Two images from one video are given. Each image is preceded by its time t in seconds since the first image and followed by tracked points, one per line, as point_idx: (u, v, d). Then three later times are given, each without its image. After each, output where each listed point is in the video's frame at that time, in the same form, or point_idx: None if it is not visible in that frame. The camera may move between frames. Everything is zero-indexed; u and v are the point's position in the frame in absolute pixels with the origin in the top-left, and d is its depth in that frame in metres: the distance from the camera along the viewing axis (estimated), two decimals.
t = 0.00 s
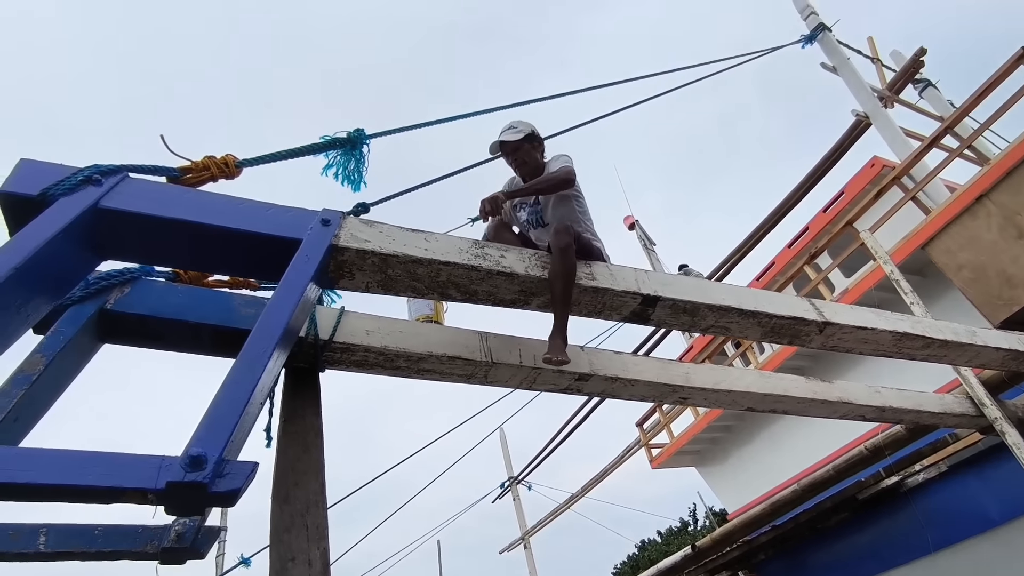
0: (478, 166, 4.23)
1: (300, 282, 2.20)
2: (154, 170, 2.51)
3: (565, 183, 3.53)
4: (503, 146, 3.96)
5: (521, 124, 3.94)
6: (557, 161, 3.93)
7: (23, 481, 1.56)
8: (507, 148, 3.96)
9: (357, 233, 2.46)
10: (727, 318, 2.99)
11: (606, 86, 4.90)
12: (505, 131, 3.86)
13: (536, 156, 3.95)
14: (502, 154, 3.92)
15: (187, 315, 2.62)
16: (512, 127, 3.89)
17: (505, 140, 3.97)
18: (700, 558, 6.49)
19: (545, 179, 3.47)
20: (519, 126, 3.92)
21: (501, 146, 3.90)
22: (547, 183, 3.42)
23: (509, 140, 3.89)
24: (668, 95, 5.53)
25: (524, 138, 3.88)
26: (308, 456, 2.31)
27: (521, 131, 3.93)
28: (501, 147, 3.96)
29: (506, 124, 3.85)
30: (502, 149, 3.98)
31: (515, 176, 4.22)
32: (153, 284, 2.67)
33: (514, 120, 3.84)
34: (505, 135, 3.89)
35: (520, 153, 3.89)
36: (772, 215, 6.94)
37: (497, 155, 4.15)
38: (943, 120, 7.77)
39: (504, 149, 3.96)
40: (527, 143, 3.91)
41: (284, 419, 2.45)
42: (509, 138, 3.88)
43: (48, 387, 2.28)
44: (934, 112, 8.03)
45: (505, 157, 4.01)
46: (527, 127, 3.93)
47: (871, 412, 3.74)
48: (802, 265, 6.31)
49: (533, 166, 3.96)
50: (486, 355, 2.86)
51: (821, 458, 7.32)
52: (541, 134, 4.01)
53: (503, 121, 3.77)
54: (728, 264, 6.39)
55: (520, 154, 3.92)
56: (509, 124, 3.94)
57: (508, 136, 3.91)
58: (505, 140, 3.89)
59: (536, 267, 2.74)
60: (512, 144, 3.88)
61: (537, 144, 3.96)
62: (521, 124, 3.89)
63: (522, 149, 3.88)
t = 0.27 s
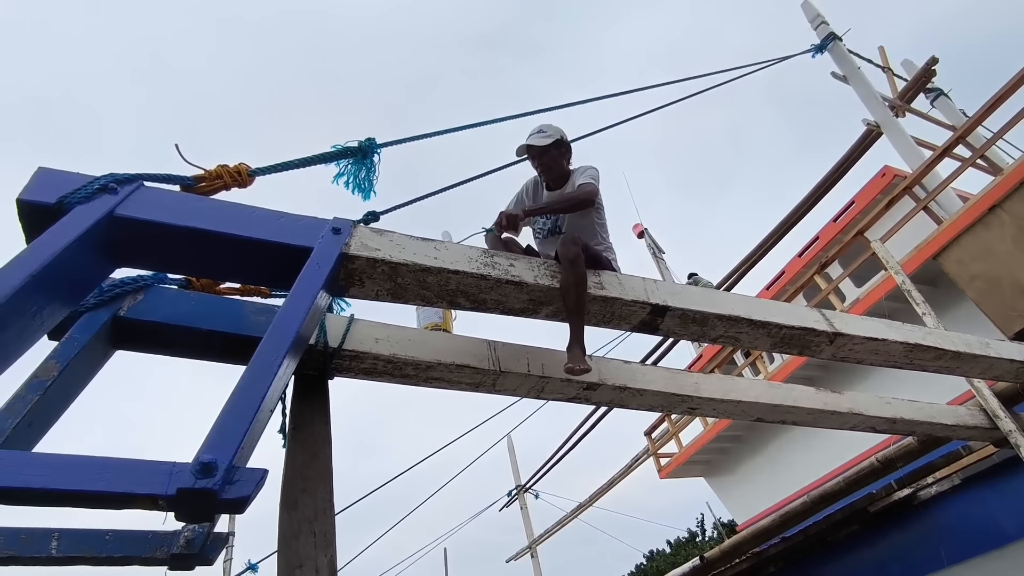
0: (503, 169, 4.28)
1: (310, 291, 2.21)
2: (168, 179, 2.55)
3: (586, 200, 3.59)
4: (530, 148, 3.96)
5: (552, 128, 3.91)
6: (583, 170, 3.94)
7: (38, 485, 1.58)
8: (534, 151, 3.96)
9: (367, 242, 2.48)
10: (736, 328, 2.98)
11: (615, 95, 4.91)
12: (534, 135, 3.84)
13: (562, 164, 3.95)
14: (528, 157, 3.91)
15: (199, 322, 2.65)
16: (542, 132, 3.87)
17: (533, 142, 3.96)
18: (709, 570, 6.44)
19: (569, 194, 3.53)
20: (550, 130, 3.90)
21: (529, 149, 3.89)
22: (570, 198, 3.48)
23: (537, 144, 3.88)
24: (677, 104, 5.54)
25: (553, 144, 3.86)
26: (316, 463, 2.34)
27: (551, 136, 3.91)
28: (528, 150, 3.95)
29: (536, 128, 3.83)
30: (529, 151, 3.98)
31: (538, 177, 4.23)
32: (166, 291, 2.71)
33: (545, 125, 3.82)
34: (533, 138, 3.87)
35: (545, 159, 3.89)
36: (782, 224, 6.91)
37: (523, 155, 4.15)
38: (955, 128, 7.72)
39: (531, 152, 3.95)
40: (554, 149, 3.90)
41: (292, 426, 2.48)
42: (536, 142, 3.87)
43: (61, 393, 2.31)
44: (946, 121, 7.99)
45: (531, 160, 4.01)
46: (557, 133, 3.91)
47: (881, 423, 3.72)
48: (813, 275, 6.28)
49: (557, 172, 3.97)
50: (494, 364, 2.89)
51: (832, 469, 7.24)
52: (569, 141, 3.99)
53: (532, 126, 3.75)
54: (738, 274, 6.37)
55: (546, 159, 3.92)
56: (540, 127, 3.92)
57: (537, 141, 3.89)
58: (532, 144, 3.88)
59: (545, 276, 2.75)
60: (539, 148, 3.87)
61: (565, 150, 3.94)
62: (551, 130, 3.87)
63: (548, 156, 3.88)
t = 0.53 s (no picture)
0: (516, 176, 4.31)
1: (320, 297, 2.23)
2: (183, 185, 2.58)
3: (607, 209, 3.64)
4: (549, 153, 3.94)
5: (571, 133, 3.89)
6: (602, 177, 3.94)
7: (51, 486, 1.60)
8: (552, 157, 3.95)
9: (377, 249, 2.51)
10: (745, 337, 2.98)
11: (625, 104, 4.93)
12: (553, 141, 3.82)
13: (580, 171, 3.95)
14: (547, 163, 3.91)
15: (210, 327, 2.67)
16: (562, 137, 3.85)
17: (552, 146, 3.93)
18: None
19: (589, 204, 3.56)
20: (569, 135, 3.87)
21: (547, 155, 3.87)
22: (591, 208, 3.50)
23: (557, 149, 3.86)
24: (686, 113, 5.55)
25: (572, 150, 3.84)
26: (323, 468, 2.38)
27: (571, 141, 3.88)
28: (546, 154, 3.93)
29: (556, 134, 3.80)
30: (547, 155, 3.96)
31: (553, 181, 4.22)
32: (178, 296, 2.74)
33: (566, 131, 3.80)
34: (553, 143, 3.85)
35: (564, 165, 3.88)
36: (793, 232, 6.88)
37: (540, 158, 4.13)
38: (968, 139, 7.68)
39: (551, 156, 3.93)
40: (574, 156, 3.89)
41: (301, 430, 2.52)
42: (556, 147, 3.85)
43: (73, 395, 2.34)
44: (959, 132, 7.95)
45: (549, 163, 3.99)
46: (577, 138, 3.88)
47: (891, 435, 3.69)
48: (822, 285, 6.25)
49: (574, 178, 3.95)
50: (502, 371, 2.90)
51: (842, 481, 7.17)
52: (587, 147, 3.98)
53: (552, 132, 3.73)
54: (747, 283, 6.34)
55: (565, 165, 3.91)
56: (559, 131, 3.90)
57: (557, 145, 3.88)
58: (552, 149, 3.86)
59: (554, 284, 2.76)
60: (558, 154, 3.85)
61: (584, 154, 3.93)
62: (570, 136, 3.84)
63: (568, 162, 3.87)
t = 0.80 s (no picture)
0: (524, 182, 4.31)
1: (327, 300, 2.24)
2: (194, 187, 2.60)
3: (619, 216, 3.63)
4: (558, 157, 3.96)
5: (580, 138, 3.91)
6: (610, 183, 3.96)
7: (59, 484, 1.61)
8: (562, 161, 3.97)
9: (385, 253, 2.52)
10: (752, 345, 2.96)
11: (633, 111, 4.94)
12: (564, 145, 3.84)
13: (589, 176, 3.97)
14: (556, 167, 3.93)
15: (218, 328, 2.69)
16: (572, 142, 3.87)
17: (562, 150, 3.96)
18: None
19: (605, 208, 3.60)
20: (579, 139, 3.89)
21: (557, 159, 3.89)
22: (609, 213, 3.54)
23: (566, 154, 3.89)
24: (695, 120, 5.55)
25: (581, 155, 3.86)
26: (327, 470, 2.40)
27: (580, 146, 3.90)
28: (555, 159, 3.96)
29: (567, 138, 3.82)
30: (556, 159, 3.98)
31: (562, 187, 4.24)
32: (187, 297, 2.76)
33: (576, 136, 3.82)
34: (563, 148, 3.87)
35: (573, 170, 3.91)
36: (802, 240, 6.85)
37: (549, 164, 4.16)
38: (979, 148, 7.63)
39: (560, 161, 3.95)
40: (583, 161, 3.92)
41: (307, 433, 2.54)
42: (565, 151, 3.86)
43: (83, 395, 2.36)
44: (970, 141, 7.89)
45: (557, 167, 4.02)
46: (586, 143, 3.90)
47: (900, 446, 3.67)
48: (831, 294, 6.21)
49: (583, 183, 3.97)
50: (508, 376, 2.91)
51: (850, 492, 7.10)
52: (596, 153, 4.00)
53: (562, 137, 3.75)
54: (755, 291, 6.31)
55: (573, 170, 3.93)
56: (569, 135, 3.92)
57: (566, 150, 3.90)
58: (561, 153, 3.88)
59: (560, 290, 2.76)
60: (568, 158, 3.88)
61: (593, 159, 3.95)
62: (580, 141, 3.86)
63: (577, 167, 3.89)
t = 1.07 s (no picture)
0: (529, 184, 4.32)
1: (332, 298, 2.24)
2: (201, 185, 2.62)
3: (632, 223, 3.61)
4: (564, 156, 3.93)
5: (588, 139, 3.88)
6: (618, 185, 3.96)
7: (63, 478, 1.62)
8: (568, 162, 3.94)
9: (391, 252, 2.53)
10: (757, 349, 2.96)
11: (640, 114, 4.95)
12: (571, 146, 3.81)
13: (596, 178, 3.97)
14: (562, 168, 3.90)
15: (224, 326, 2.71)
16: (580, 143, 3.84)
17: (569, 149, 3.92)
18: None
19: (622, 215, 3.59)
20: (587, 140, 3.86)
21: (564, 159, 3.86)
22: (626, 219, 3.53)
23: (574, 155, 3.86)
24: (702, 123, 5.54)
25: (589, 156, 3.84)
26: (331, 469, 2.41)
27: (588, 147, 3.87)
28: (562, 159, 3.93)
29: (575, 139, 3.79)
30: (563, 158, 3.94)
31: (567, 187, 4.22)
32: (193, 295, 2.77)
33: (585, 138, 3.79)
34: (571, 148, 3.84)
35: (580, 172, 3.89)
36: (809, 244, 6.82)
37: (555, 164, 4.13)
38: (989, 154, 7.58)
39: (566, 161, 3.92)
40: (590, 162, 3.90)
41: (311, 432, 2.55)
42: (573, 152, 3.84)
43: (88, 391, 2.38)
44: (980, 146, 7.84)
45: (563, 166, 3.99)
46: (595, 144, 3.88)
47: (907, 452, 3.64)
48: (838, 298, 6.17)
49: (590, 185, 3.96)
50: (513, 378, 2.92)
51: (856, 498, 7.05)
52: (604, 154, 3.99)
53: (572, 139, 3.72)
54: (762, 294, 6.28)
55: (580, 172, 3.91)
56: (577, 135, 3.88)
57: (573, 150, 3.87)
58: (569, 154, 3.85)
59: (565, 291, 2.76)
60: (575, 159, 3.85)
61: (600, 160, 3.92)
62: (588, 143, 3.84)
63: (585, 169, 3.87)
